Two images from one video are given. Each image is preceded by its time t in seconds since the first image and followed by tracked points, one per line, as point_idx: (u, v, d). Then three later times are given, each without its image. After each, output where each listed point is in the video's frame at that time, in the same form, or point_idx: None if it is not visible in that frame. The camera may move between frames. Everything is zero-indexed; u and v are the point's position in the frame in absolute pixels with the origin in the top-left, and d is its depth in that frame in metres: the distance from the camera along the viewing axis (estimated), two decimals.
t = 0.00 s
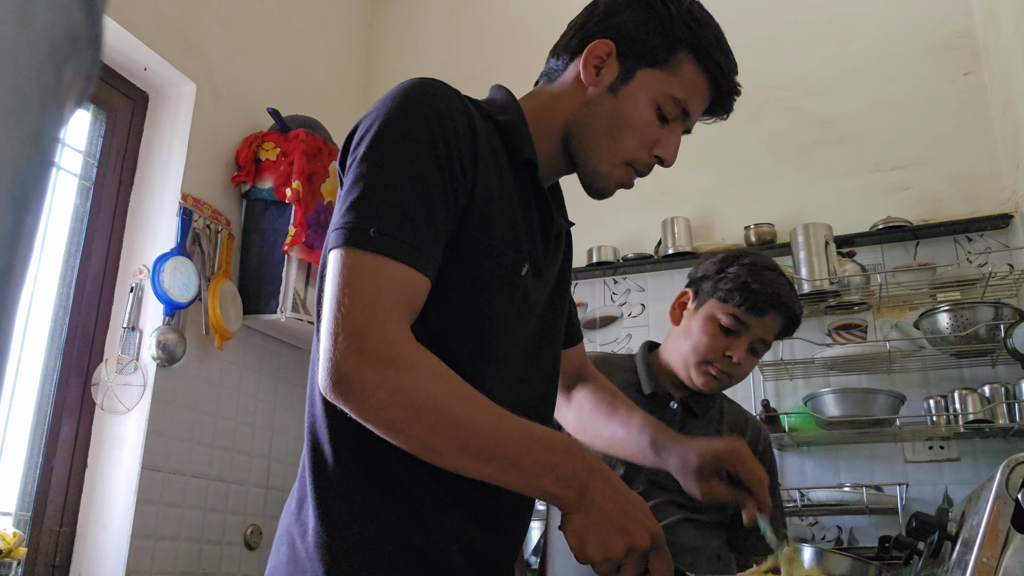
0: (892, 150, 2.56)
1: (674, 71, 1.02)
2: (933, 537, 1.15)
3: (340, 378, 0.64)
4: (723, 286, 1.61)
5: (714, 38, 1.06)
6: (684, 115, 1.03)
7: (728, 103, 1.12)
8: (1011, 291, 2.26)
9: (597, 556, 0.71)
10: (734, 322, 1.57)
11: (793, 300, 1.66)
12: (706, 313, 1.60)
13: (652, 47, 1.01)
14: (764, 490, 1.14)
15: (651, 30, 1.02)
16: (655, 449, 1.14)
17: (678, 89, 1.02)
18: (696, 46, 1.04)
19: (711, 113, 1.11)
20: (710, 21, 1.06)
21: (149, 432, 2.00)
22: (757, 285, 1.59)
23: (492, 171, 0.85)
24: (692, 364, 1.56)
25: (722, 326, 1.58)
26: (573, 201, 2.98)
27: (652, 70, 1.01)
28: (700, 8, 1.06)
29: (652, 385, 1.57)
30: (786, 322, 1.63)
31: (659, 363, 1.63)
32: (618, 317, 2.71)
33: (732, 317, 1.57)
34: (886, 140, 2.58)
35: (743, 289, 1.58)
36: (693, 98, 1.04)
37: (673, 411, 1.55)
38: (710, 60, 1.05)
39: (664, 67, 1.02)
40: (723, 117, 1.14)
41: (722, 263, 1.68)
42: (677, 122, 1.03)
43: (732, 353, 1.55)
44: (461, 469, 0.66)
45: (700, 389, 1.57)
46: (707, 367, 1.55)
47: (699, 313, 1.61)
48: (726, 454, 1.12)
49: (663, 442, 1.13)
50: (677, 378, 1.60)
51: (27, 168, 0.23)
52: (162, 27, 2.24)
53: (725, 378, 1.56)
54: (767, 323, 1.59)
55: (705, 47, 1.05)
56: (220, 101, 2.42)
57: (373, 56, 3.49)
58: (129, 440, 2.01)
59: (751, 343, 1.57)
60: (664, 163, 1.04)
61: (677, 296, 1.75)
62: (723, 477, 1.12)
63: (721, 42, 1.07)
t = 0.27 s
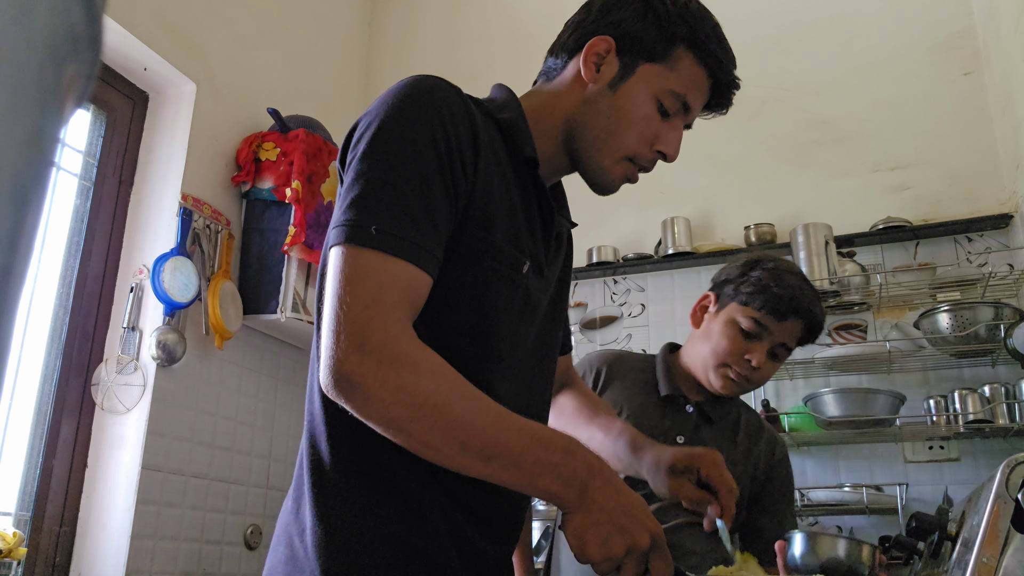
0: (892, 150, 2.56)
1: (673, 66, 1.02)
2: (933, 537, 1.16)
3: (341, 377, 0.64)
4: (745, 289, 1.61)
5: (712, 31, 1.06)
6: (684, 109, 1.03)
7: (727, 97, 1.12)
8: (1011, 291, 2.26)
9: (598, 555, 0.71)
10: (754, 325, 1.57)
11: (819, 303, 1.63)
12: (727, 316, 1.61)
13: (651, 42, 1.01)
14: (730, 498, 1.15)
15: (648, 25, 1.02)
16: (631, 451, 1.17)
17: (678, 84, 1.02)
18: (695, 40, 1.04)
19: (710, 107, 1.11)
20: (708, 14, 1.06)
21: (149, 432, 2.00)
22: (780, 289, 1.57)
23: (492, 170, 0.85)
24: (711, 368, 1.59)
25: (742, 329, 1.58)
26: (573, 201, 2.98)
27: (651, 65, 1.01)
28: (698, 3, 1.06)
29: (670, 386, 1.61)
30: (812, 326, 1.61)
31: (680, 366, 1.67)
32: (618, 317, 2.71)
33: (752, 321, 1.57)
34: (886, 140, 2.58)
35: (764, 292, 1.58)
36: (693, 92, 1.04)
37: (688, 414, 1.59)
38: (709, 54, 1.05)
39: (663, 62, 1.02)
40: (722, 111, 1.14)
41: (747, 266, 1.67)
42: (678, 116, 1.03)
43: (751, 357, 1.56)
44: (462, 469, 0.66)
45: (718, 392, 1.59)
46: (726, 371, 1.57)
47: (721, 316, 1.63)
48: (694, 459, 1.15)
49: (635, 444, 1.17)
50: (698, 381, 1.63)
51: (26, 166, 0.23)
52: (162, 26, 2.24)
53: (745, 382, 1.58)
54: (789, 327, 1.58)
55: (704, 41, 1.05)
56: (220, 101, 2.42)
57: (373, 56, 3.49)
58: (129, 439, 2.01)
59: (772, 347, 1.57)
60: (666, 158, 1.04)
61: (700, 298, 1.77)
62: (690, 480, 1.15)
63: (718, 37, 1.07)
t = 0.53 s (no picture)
0: (892, 150, 2.56)
1: (678, 69, 1.02)
2: (933, 537, 1.15)
3: (342, 373, 0.64)
4: (770, 294, 1.62)
5: (715, 35, 1.07)
6: (689, 112, 1.04)
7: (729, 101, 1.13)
8: (1011, 291, 2.26)
9: (598, 555, 0.71)
10: (777, 331, 1.58)
11: (844, 315, 1.64)
12: (750, 322, 1.62)
13: (656, 45, 1.02)
14: (741, 527, 1.13)
15: (653, 28, 1.03)
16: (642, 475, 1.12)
17: (683, 87, 1.02)
18: (699, 44, 1.04)
19: (713, 112, 1.12)
20: (711, 19, 1.07)
21: (149, 432, 2.00)
22: (805, 296, 1.59)
23: (497, 170, 0.85)
24: (732, 372, 1.59)
25: (765, 335, 1.59)
26: (573, 201, 2.98)
27: (657, 68, 1.01)
28: (701, 8, 1.07)
29: (688, 389, 1.60)
30: (834, 336, 1.62)
31: (699, 370, 1.67)
32: (618, 317, 2.71)
33: (777, 327, 1.58)
34: (886, 140, 2.58)
35: (789, 298, 1.59)
36: (698, 96, 1.04)
37: (707, 416, 1.57)
38: (713, 59, 1.06)
39: (669, 65, 1.02)
40: (725, 116, 1.14)
41: (774, 272, 1.68)
42: (683, 119, 1.04)
43: (771, 363, 1.56)
44: (463, 467, 0.66)
45: (735, 397, 1.59)
46: (747, 376, 1.57)
47: (744, 321, 1.63)
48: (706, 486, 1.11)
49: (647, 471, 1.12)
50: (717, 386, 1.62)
51: (27, 166, 0.23)
52: (162, 27, 2.24)
53: (765, 389, 1.57)
54: (811, 335, 1.58)
55: (707, 45, 1.05)
56: (220, 101, 2.42)
57: (373, 56, 3.49)
58: (129, 439, 2.01)
59: (794, 354, 1.58)
60: (671, 161, 1.04)
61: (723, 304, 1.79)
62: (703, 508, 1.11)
63: (722, 42, 1.08)
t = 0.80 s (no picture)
0: (891, 150, 2.56)
1: (679, 71, 1.02)
2: (933, 537, 1.15)
3: (341, 373, 0.64)
4: (778, 296, 1.61)
5: (715, 38, 1.07)
6: (689, 114, 1.04)
7: (727, 103, 1.13)
8: (1011, 291, 2.26)
9: (598, 554, 0.71)
10: (784, 332, 1.57)
11: (853, 319, 1.63)
12: (758, 323, 1.61)
13: (658, 47, 1.02)
14: (757, 528, 1.13)
15: (655, 30, 1.03)
16: (649, 480, 1.12)
17: (684, 89, 1.02)
18: (701, 46, 1.05)
19: (711, 114, 1.12)
20: (711, 22, 1.07)
21: (149, 432, 2.00)
22: (814, 299, 1.58)
23: (496, 171, 0.85)
24: (738, 372, 1.59)
25: (772, 336, 1.58)
26: (573, 201, 2.98)
27: (659, 70, 1.01)
28: (701, 11, 1.07)
29: (693, 390, 1.61)
30: (840, 339, 1.61)
31: (707, 371, 1.67)
32: (618, 317, 2.71)
33: (785, 329, 1.58)
34: (885, 141, 2.58)
35: (798, 300, 1.58)
36: (698, 97, 1.04)
37: (710, 417, 1.59)
38: (712, 61, 1.06)
39: (670, 67, 1.02)
40: (723, 118, 1.15)
41: (783, 275, 1.67)
42: (683, 120, 1.04)
43: (778, 364, 1.55)
44: (462, 467, 0.66)
45: (741, 398, 1.59)
46: (753, 377, 1.57)
47: (752, 322, 1.63)
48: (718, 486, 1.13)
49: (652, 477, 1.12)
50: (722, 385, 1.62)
51: (27, 167, 0.23)
52: (162, 27, 2.24)
53: (770, 391, 1.57)
54: (818, 338, 1.58)
55: (708, 47, 1.06)
56: (220, 101, 2.42)
57: (373, 56, 3.49)
58: (129, 439, 2.01)
59: (801, 357, 1.57)
60: (671, 162, 1.05)
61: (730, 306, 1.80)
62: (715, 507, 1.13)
63: (721, 44, 1.09)
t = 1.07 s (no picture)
0: (892, 150, 2.56)
1: (681, 70, 1.02)
2: (933, 537, 1.15)
3: (340, 375, 0.64)
4: (770, 297, 1.65)
5: (716, 37, 1.07)
6: (692, 113, 1.04)
7: (728, 103, 1.13)
8: (1011, 291, 2.26)
9: (597, 554, 0.71)
10: (778, 332, 1.60)
11: (842, 314, 1.67)
12: (751, 324, 1.64)
13: (660, 46, 1.02)
14: (719, 484, 1.11)
15: (657, 29, 1.02)
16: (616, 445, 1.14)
17: (686, 88, 1.02)
18: (702, 45, 1.05)
19: (711, 113, 1.12)
20: (712, 21, 1.07)
21: (149, 432, 2.00)
22: (805, 297, 1.61)
23: (497, 172, 0.85)
24: (736, 374, 1.61)
25: (766, 336, 1.61)
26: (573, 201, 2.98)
27: (661, 69, 1.01)
28: (702, 10, 1.07)
29: (688, 398, 1.62)
30: (832, 335, 1.65)
31: (702, 377, 1.68)
32: (618, 317, 2.71)
33: (778, 328, 1.61)
34: (886, 140, 2.58)
35: (789, 299, 1.62)
36: (700, 97, 1.04)
37: (706, 425, 1.59)
38: (714, 59, 1.06)
39: (672, 66, 1.02)
40: (724, 118, 1.15)
41: (771, 277, 1.71)
42: (685, 119, 1.04)
43: (774, 363, 1.58)
44: (462, 468, 0.66)
45: (740, 400, 1.60)
46: (750, 377, 1.59)
47: (745, 324, 1.66)
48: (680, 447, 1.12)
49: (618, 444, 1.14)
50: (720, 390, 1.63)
51: (27, 168, 0.23)
52: (162, 27, 2.24)
53: (768, 390, 1.59)
54: (812, 334, 1.61)
55: (709, 47, 1.05)
56: (220, 101, 2.42)
57: (373, 56, 3.49)
58: (129, 439, 2.01)
59: (796, 355, 1.60)
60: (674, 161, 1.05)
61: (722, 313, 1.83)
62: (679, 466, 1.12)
63: (722, 44, 1.09)
